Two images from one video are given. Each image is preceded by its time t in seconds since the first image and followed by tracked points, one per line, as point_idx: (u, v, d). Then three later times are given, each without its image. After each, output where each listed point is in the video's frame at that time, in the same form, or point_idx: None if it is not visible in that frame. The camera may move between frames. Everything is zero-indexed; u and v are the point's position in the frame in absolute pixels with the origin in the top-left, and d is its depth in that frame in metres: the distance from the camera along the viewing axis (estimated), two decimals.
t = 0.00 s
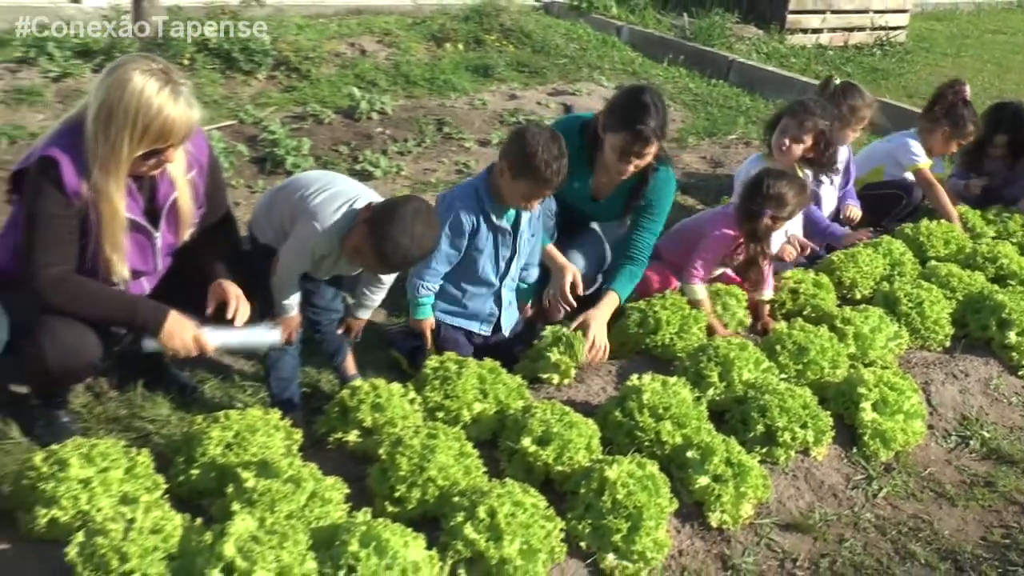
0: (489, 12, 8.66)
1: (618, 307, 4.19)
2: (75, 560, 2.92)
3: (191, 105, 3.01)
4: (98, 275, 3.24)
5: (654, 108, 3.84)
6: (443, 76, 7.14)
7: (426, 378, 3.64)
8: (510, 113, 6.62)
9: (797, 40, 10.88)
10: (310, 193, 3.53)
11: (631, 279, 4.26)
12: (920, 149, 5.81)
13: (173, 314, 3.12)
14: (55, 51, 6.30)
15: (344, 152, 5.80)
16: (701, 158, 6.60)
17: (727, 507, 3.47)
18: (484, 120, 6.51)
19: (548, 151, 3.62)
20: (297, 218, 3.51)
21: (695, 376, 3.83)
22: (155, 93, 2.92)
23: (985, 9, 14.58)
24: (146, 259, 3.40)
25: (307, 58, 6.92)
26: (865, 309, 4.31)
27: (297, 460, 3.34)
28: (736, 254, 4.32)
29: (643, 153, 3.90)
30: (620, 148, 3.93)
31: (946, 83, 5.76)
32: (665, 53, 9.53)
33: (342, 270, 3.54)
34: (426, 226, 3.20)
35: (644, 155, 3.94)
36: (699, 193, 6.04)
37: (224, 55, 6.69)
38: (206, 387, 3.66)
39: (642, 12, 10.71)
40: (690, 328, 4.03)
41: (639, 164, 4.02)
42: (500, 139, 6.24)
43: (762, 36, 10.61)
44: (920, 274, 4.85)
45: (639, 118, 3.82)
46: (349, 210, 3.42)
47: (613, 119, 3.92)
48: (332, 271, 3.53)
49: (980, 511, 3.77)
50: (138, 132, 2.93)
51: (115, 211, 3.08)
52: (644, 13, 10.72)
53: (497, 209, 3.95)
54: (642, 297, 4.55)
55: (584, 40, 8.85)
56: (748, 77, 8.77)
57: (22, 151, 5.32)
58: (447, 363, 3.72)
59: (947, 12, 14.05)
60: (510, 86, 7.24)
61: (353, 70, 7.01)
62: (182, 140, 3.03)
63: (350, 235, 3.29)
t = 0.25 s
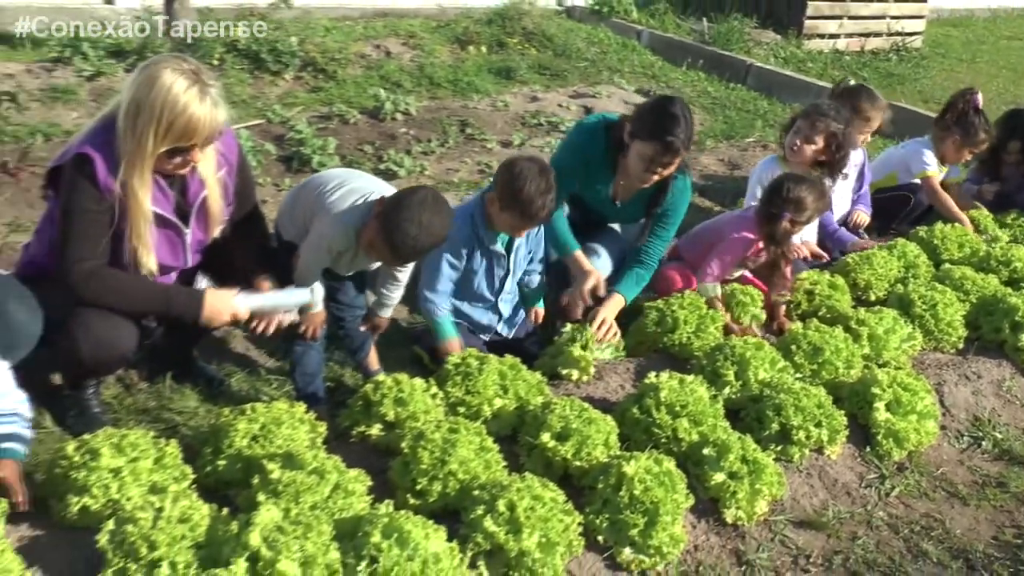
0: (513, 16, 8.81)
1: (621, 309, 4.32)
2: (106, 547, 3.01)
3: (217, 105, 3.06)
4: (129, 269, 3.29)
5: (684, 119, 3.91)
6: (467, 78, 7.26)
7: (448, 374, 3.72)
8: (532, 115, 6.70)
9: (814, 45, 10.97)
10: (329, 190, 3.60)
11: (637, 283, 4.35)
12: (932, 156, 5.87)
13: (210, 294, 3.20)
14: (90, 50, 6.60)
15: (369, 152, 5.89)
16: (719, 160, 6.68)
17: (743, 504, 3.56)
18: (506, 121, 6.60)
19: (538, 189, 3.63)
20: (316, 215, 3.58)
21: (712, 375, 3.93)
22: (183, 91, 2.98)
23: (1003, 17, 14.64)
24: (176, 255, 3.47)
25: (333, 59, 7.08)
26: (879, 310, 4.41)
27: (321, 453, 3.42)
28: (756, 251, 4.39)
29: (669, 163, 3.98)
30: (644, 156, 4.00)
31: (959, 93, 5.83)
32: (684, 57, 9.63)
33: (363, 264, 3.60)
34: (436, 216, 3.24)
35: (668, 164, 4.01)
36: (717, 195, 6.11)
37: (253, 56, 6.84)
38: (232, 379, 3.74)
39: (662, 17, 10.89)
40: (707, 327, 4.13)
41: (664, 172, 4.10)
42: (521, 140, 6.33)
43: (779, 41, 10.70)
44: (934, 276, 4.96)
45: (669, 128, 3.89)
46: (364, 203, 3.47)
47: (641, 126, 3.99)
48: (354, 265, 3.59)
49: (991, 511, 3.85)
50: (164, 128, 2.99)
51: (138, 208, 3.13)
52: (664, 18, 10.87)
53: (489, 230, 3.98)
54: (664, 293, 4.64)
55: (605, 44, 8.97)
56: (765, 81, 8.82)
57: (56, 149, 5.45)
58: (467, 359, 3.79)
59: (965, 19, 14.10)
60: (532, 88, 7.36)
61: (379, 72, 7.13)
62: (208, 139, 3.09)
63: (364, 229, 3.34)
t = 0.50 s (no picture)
0: (530, 19, 8.94)
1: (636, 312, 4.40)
2: (129, 534, 3.08)
3: (237, 104, 3.12)
4: (156, 262, 3.37)
5: (698, 125, 3.98)
6: (484, 79, 7.36)
7: (464, 369, 3.79)
8: (548, 116, 6.79)
9: (826, 49, 11.03)
10: (346, 187, 3.67)
11: (651, 285, 4.43)
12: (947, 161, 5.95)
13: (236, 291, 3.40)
14: (118, 50, 6.77)
15: (388, 151, 5.98)
16: (731, 163, 6.75)
17: (752, 500, 3.68)
18: (522, 122, 6.68)
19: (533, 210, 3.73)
20: (333, 212, 3.67)
21: (724, 372, 4.04)
22: (204, 88, 3.05)
23: (1016, 23, 14.66)
24: (203, 250, 3.56)
25: (354, 59, 7.22)
26: (889, 311, 4.49)
27: (338, 445, 3.48)
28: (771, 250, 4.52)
29: (685, 168, 4.05)
30: (660, 161, 4.07)
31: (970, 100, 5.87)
32: (698, 60, 9.72)
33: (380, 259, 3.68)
34: (444, 209, 3.30)
35: (683, 169, 4.07)
36: (729, 196, 6.18)
37: (276, 56, 6.97)
38: (253, 372, 3.82)
39: (676, 21, 11.01)
40: (719, 326, 4.22)
41: (678, 177, 4.16)
42: (537, 140, 6.41)
43: (793, 45, 10.78)
44: (943, 277, 5.02)
45: (684, 133, 3.96)
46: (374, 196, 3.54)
47: (656, 132, 4.06)
48: (373, 261, 3.67)
49: (997, 510, 3.97)
50: (184, 124, 3.06)
51: (160, 205, 3.18)
52: (679, 22, 10.98)
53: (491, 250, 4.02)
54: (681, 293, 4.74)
55: (620, 47, 9.07)
56: (778, 84, 8.88)
57: (84, 146, 5.57)
58: (482, 355, 3.86)
59: (978, 24, 14.13)
60: (549, 90, 7.45)
61: (398, 72, 7.23)
62: (228, 137, 3.14)
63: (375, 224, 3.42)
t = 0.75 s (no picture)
0: (550, 22, 9.06)
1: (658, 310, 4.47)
2: (156, 524, 3.16)
3: (264, 104, 3.19)
4: (185, 257, 3.46)
5: (712, 129, 4.02)
6: (504, 81, 7.46)
7: (483, 365, 3.87)
8: (567, 117, 6.87)
9: (840, 54, 11.10)
10: (367, 185, 3.77)
11: (672, 284, 4.49)
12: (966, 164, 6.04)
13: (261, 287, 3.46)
14: (148, 50, 6.85)
15: (409, 151, 6.07)
16: (747, 165, 6.83)
17: (766, 496, 3.75)
18: (541, 123, 6.77)
19: (561, 212, 3.81)
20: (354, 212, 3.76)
21: (738, 370, 4.13)
22: (232, 89, 3.13)
23: None
24: (231, 248, 3.65)
25: (377, 61, 7.31)
26: (901, 312, 4.57)
27: (360, 438, 3.55)
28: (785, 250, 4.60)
29: (699, 170, 4.10)
30: (675, 164, 4.12)
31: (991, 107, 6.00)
32: (715, 63, 9.81)
33: (403, 258, 3.76)
34: (465, 202, 3.39)
35: (696, 171, 4.13)
36: (744, 198, 6.26)
37: (300, 57, 7.06)
38: (277, 366, 3.90)
39: (693, 26, 11.14)
40: (734, 325, 4.31)
41: (692, 180, 4.21)
42: (556, 141, 6.50)
43: (808, 49, 10.84)
44: (955, 279, 5.08)
45: (699, 136, 4.02)
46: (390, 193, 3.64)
47: (672, 134, 4.11)
48: (395, 259, 3.74)
49: (1008, 509, 4.03)
50: (213, 122, 3.14)
51: (189, 203, 3.29)
52: (696, 26, 11.09)
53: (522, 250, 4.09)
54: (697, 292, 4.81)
55: (638, 50, 9.16)
56: (793, 87, 8.94)
57: (114, 144, 5.66)
58: (502, 351, 3.94)
59: (992, 29, 14.16)
60: (567, 92, 7.55)
61: (420, 74, 7.34)
62: (256, 136, 3.21)
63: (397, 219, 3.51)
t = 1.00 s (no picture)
0: (568, 25, 9.16)
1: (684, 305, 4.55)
2: (181, 514, 3.24)
3: (291, 106, 3.26)
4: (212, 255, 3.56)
5: (720, 129, 4.12)
6: (523, 83, 7.55)
7: (501, 362, 3.95)
8: (584, 119, 6.95)
9: (854, 57, 11.16)
10: (391, 186, 3.88)
11: (694, 282, 4.57)
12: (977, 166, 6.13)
13: (286, 282, 3.58)
14: (175, 51, 6.97)
15: (429, 151, 6.15)
16: (761, 166, 6.90)
17: (778, 493, 3.82)
18: (559, 124, 6.85)
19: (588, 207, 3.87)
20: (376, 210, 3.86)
21: (751, 368, 4.21)
22: (260, 90, 3.21)
23: None
24: (257, 246, 3.74)
25: (398, 63, 7.41)
26: (912, 313, 4.64)
27: (380, 432, 3.62)
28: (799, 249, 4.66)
29: (707, 170, 4.17)
30: (683, 162, 4.21)
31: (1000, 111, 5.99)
32: (730, 66, 9.87)
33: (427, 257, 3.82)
34: (492, 199, 3.43)
35: (703, 171, 4.20)
36: (758, 199, 6.32)
37: (323, 58, 7.17)
38: (299, 361, 3.98)
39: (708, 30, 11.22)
40: (748, 324, 4.39)
41: (702, 178, 4.29)
42: (573, 142, 6.58)
43: (822, 53, 10.90)
44: (965, 280, 5.14)
45: (707, 135, 4.10)
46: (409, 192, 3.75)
47: (682, 134, 4.20)
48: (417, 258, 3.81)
49: (1017, 509, 4.09)
50: (239, 121, 3.22)
51: (216, 202, 3.37)
52: (711, 30, 11.17)
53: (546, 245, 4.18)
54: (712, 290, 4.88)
55: (654, 53, 9.24)
56: (806, 90, 9.00)
57: (143, 143, 5.76)
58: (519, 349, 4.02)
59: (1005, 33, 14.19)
60: (585, 94, 7.64)
61: (440, 76, 7.43)
62: (281, 136, 3.28)
63: (423, 220, 3.62)
